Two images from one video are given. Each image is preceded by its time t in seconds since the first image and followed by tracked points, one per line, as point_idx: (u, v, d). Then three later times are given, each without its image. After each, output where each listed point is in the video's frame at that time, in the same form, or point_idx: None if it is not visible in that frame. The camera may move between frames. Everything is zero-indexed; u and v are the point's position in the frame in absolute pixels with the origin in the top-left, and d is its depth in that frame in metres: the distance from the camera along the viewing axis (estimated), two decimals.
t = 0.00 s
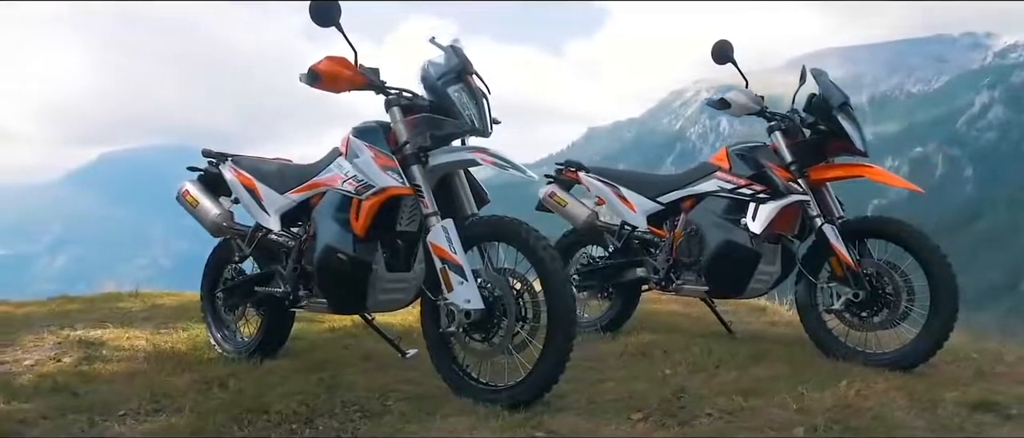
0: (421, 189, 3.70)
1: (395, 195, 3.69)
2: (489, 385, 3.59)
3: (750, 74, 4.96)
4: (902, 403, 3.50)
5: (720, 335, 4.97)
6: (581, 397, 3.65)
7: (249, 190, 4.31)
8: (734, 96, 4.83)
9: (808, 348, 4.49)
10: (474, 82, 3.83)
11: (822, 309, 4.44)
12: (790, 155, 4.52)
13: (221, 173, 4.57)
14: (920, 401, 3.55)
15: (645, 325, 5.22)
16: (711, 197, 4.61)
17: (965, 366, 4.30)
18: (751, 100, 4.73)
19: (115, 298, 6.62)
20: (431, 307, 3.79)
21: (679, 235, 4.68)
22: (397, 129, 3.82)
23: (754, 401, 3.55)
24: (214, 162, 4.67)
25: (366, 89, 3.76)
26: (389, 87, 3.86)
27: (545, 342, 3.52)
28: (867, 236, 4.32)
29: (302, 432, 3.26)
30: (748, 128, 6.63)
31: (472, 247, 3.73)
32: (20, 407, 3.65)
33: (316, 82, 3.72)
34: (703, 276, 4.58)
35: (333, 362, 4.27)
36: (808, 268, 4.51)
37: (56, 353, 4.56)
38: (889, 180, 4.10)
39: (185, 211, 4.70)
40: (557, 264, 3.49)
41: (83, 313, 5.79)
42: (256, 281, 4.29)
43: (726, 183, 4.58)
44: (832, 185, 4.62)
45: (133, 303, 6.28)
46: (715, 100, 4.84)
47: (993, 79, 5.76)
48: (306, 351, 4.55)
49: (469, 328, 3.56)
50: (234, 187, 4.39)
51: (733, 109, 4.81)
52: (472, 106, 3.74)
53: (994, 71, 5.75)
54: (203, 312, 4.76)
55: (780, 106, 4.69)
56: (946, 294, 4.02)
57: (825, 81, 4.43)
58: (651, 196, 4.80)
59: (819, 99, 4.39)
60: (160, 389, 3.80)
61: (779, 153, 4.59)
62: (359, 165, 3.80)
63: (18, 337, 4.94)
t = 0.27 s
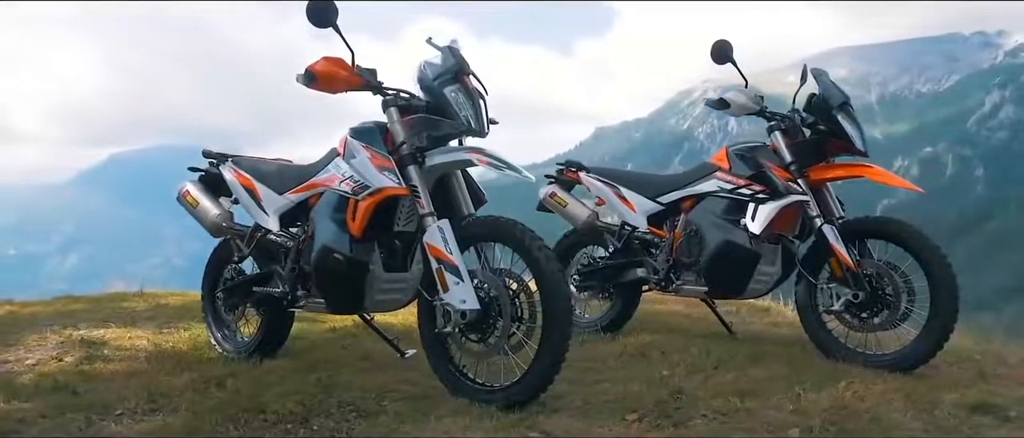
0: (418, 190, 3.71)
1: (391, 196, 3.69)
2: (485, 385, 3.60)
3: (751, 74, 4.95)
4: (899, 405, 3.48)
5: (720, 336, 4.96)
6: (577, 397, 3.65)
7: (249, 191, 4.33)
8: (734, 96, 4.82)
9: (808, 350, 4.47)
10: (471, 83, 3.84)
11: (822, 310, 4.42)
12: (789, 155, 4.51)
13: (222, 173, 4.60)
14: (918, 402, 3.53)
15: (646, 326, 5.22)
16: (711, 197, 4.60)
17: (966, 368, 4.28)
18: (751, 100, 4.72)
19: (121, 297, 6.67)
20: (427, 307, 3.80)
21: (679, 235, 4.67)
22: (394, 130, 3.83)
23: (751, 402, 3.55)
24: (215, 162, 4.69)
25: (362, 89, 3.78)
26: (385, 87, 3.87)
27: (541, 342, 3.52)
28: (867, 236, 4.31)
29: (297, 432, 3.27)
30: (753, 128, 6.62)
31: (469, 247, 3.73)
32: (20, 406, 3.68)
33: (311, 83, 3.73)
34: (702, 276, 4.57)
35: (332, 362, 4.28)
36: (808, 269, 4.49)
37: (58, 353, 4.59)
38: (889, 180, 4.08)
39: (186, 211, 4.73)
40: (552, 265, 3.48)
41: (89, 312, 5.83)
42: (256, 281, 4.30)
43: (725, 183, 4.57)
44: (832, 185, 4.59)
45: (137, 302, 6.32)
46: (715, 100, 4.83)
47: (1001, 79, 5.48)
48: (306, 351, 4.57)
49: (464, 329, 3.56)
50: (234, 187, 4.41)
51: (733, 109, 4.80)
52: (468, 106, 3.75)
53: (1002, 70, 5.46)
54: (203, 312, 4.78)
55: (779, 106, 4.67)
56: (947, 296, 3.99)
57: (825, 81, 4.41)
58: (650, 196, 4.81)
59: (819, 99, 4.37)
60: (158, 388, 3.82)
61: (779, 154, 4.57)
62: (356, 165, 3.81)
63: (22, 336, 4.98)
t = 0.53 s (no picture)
0: (413, 190, 3.72)
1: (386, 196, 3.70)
2: (481, 386, 3.60)
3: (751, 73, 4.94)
4: (896, 406, 3.46)
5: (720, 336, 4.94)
6: (572, 398, 3.65)
7: (248, 191, 4.34)
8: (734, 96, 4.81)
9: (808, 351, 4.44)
10: (466, 83, 3.86)
11: (821, 310, 4.39)
12: (789, 155, 4.50)
13: (221, 173, 4.62)
14: (916, 403, 3.51)
15: (646, 326, 5.21)
16: (712, 197, 4.58)
17: (966, 369, 4.25)
18: (750, 100, 4.71)
19: (128, 297, 6.71)
20: (423, 307, 3.80)
21: (679, 235, 4.65)
22: (390, 131, 3.84)
23: (747, 403, 3.54)
24: (216, 163, 4.72)
25: (358, 88, 3.78)
26: (381, 88, 3.88)
27: (535, 342, 3.52)
28: (867, 237, 4.29)
29: (291, 431, 3.28)
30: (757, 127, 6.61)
31: (464, 247, 3.73)
32: (19, 404, 3.71)
33: (307, 83, 3.73)
34: (702, 276, 4.55)
35: (330, 361, 4.29)
36: (808, 269, 4.47)
37: (60, 352, 4.62)
38: (890, 180, 4.05)
39: (187, 212, 4.76)
40: (547, 265, 3.47)
41: (94, 311, 5.88)
42: (255, 281, 4.31)
43: (725, 183, 4.54)
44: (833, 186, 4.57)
45: (142, 302, 6.36)
46: (715, 100, 4.82)
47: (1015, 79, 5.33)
48: (305, 351, 4.58)
49: (460, 329, 3.56)
50: (233, 187, 4.43)
51: (732, 109, 4.79)
52: (463, 107, 3.76)
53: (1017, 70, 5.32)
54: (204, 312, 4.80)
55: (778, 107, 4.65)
56: (947, 296, 3.96)
57: (824, 81, 4.40)
58: (650, 197, 4.80)
59: (819, 99, 4.36)
60: (156, 388, 3.85)
61: (779, 154, 4.57)
62: (352, 166, 3.82)
63: (26, 335, 5.01)
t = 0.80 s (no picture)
0: (409, 189, 3.72)
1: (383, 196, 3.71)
2: (476, 385, 3.60)
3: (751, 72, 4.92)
4: (893, 406, 3.44)
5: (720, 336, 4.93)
6: (568, 398, 3.65)
7: (247, 191, 4.36)
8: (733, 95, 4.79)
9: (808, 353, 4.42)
10: (462, 83, 3.86)
11: (821, 311, 4.36)
12: (789, 155, 4.48)
13: (222, 173, 4.64)
14: (914, 404, 3.48)
15: (646, 326, 5.20)
16: (712, 197, 4.57)
17: (967, 370, 4.23)
18: (750, 99, 4.68)
19: (133, 296, 6.75)
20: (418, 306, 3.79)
21: (679, 235, 4.64)
22: (387, 130, 3.85)
23: (742, 403, 3.53)
24: (217, 162, 4.74)
25: (354, 88, 3.79)
26: (379, 87, 3.88)
27: (530, 341, 3.51)
28: (866, 236, 4.27)
29: (286, 429, 3.29)
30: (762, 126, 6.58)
31: (460, 247, 3.73)
32: (19, 402, 3.73)
33: (303, 83, 3.75)
34: (701, 276, 4.54)
35: (328, 361, 4.30)
36: (808, 269, 4.43)
37: (62, 351, 4.65)
38: (890, 180, 4.02)
39: (188, 211, 4.78)
40: (542, 264, 3.47)
41: (99, 310, 5.91)
42: (254, 280, 4.33)
43: (724, 183, 4.54)
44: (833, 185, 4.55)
45: (146, 301, 6.40)
46: (714, 99, 4.80)
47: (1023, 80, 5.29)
48: (305, 350, 4.60)
49: (455, 328, 3.56)
50: (233, 187, 4.45)
51: (732, 108, 4.77)
52: (459, 106, 3.76)
53: None
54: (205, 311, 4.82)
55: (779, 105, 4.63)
56: (947, 297, 3.93)
57: (824, 79, 4.37)
58: (650, 196, 4.80)
59: (819, 98, 4.33)
60: (154, 387, 3.87)
61: (779, 153, 4.55)
62: (348, 165, 3.83)
63: (29, 334, 5.05)
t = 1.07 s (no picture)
0: (406, 188, 3.72)
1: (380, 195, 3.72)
2: (473, 385, 3.59)
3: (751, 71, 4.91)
4: (891, 407, 3.42)
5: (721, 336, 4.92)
6: (564, 397, 3.64)
7: (247, 191, 4.37)
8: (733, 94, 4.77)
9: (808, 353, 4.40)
10: (458, 82, 3.86)
11: (821, 311, 4.34)
12: (788, 154, 4.46)
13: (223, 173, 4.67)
14: (912, 405, 3.46)
15: (647, 326, 5.19)
16: (711, 196, 4.56)
17: (969, 370, 4.20)
18: (750, 97, 4.67)
19: (138, 296, 6.78)
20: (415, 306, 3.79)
21: (679, 235, 4.63)
22: (384, 130, 3.85)
23: (739, 403, 3.51)
24: (218, 162, 4.76)
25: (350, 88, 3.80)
26: (376, 87, 3.89)
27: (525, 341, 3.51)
28: (866, 236, 4.24)
29: (281, 428, 3.30)
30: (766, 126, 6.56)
31: (457, 246, 3.73)
32: (18, 401, 3.75)
33: (299, 82, 3.77)
34: (700, 276, 4.53)
35: (327, 360, 4.31)
36: (808, 269, 4.41)
37: (64, 349, 4.68)
38: (891, 179, 3.99)
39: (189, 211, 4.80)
40: (537, 264, 3.46)
41: (103, 310, 5.94)
42: (254, 280, 4.35)
43: (724, 183, 4.53)
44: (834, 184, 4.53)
45: (151, 300, 6.43)
46: (714, 98, 4.78)
47: None
48: (304, 349, 4.61)
49: (451, 327, 3.56)
50: (233, 186, 4.47)
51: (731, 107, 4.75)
52: (455, 105, 3.76)
53: None
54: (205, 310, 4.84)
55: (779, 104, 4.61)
56: (947, 296, 3.91)
57: (824, 77, 4.35)
58: (650, 196, 4.79)
59: (818, 96, 4.31)
60: (153, 385, 3.89)
61: (778, 152, 4.53)
62: (345, 165, 3.84)
63: (33, 333, 5.08)
